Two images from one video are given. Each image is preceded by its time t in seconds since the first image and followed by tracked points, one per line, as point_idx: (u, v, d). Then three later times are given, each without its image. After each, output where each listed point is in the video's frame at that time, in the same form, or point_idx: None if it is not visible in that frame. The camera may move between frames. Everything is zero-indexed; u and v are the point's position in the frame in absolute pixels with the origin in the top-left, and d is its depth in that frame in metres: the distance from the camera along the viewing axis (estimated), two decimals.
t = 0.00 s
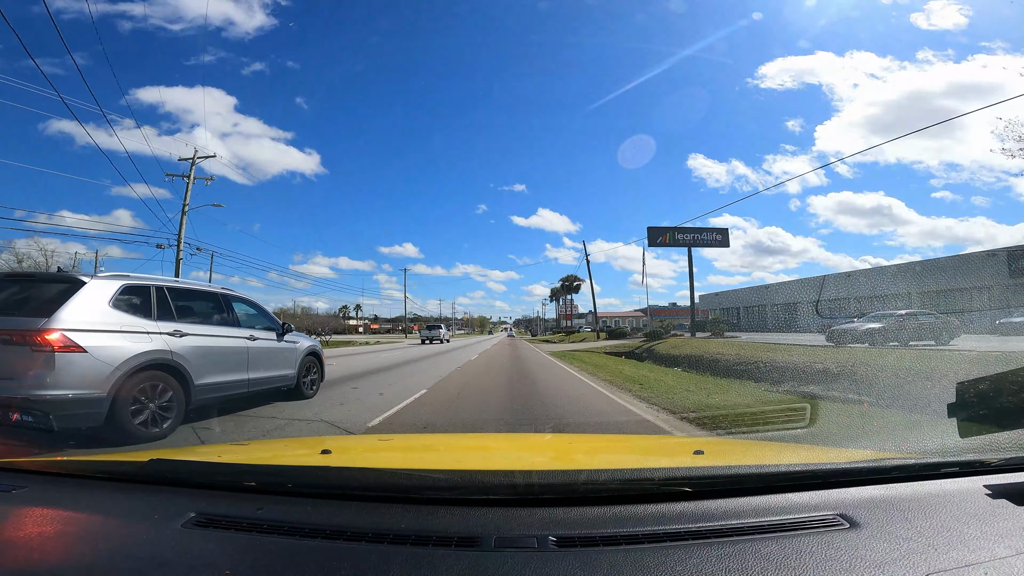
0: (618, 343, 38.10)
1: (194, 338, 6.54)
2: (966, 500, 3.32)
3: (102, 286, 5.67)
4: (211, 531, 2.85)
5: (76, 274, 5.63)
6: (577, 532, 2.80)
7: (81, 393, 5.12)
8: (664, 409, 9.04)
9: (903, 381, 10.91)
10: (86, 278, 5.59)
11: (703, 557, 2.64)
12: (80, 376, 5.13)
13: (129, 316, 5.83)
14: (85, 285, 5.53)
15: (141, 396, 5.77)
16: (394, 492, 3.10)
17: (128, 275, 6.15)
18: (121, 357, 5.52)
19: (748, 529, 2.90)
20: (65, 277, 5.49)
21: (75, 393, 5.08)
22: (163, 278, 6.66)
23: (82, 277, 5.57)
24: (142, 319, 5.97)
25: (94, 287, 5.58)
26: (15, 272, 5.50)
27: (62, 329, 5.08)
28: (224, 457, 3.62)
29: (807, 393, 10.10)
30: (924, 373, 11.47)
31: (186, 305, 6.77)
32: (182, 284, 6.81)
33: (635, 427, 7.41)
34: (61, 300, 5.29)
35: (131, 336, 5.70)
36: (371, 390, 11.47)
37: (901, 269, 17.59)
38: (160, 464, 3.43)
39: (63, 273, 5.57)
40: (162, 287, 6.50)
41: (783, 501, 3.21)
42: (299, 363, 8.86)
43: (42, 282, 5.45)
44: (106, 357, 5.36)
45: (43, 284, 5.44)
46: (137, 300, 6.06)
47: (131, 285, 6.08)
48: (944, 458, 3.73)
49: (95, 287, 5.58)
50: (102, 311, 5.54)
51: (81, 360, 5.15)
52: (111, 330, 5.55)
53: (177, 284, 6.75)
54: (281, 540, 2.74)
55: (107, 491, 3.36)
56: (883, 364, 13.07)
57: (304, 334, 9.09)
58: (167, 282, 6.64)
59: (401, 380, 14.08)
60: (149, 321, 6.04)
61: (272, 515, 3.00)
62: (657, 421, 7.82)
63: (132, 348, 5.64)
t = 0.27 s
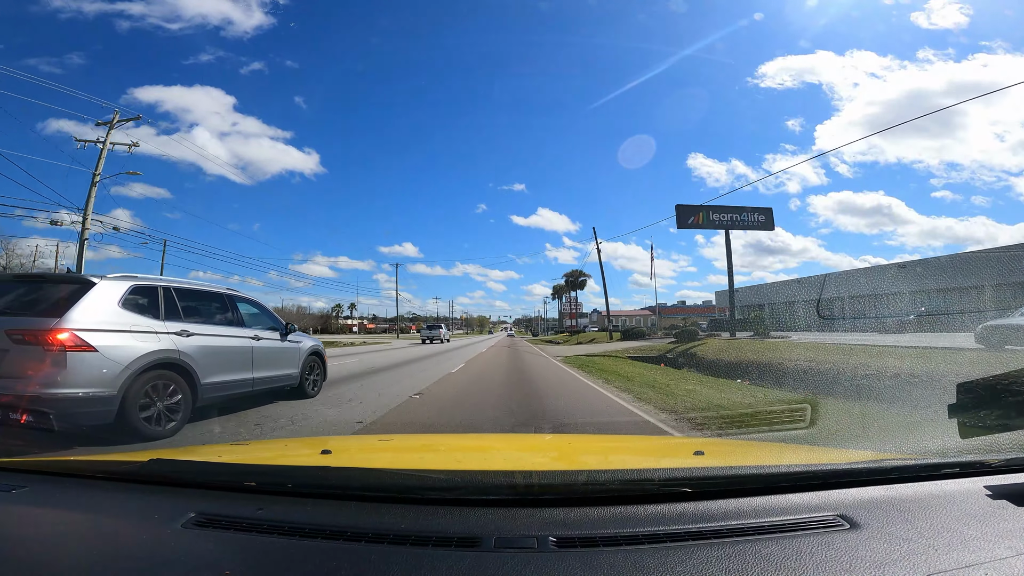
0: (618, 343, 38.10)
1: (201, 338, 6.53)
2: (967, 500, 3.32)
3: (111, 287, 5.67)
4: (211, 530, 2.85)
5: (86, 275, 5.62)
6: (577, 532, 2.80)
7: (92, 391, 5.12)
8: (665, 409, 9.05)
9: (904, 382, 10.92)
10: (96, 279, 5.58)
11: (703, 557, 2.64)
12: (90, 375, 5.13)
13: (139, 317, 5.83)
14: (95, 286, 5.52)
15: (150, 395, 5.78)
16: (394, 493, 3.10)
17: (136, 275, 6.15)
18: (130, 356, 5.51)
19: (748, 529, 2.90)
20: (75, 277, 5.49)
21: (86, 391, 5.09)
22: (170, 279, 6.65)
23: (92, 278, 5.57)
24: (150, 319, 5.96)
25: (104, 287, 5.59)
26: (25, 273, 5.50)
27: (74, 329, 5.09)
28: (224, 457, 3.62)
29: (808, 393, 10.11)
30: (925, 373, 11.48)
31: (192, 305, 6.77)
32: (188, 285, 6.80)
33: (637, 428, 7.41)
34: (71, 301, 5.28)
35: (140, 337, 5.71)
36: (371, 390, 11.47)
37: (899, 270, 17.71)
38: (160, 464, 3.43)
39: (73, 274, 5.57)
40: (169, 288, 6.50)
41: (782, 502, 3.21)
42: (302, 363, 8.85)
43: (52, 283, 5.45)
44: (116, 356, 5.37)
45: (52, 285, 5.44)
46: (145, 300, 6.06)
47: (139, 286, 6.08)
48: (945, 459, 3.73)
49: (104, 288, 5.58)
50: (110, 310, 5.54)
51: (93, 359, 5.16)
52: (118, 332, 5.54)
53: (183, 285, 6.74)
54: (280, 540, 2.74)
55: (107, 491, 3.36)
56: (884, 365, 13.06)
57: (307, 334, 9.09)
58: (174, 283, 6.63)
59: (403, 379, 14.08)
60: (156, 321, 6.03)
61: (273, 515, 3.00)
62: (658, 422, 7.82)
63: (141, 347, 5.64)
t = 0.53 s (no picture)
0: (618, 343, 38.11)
1: (206, 338, 6.53)
2: (966, 500, 3.32)
3: (117, 288, 5.68)
4: (211, 530, 2.85)
5: (93, 276, 5.62)
6: (576, 532, 2.80)
7: (99, 390, 5.12)
8: (665, 409, 9.05)
9: (904, 382, 10.93)
10: (102, 280, 5.58)
11: (704, 557, 2.64)
12: (98, 374, 5.14)
13: (145, 317, 5.84)
14: (102, 287, 5.53)
15: (155, 395, 5.78)
16: (394, 492, 3.10)
17: (142, 276, 6.15)
18: (137, 356, 5.52)
19: (748, 529, 2.90)
20: (82, 278, 5.49)
21: (93, 391, 5.09)
22: (175, 279, 6.65)
23: (99, 279, 5.57)
24: (156, 319, 5.96)
25: (110, 288, 5.59)
26: (32, 274, 5.51)
27: (82, 330, 5.10)
28: (225, 456, 3.62)
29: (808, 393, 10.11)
30: (925, 373, 11.49)
31: (196, 305, 6.77)
32: (192, 285, 6.80)
33: (638, 428, 7.40)
34: (78, 302, 5.28)
35: (146, 337, 5.71)
36: (372, 390, 11.47)
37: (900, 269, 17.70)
38: (161, 464, 3.43)
39: (80, 275, 5.57)
40: (174, 288, 6.50)
41: (782, 502, 3.21)
42: (304, 363, 8.85)
43: (59, 284, 5.46)
44: (123, 356, 5.37)
45: (59, 286, 5.44)
46: (151, 300, 6.06)
47: (145, 286, 6.08)
48: (944, 459, 3.74)
49: (111, 289, 5.58)
50: (116, 310, 5.54)
51: (101, 360, 5.17)
52: (126, 331, 5.54)
53: (188, 285, 6.74)
54: (281, 540, 2.74)
55: (108, 491, 3.36)
56: (885, 364, 13.05)
57: (309, 334, 9.08)
58: (179, 283, 6.63)
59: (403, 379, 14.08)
60: (162, 321, 6.03)
61: (273, 514, 3.00)
62: (658, 422, 7.83)
63: (147, 347, 5.64)
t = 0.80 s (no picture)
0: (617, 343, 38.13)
1: (209, 338, 6.53)
2: (968, 500, 3.32)
3: (121, 288, 5.68)
4: (211, 530, 2.85)
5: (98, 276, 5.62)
6: (577, 533, 2.80)
7: (104, 390, 5.13)
8: (666, 410, 9.06)
9: (905, 382, 10.94)
10: (107, 280, 5.58)
11: (704, 558, 2.64)
12: (103, 373, 5.14)
13: (149, 318, 5.84)
14: (107, 287, 5.53)
15: (159, 394, 5.77)
16: (394, 493, 3.10)
17: (146, 277, 6.15)
18: (142, 356, 5.52)
19: (749, 529, 2.90)
20: (86, 279, 5.49)
21: (98, 390, 5.09)
22: (179, 279, 6.65)
23: (104, 280, 5.57)
24: (160, 320, 5.96)
25: (115, 289, 5.59)
26: (37, 275, 5.51)
27: (87, 330, 5.11)
28: (226, 457, 3.62)
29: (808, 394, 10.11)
30: (925, 374, 11.50)
31: (199, 306, 6.77)
32: (195, 285, 6.80)
33: (640, 428, 7.40)
34: (83, 302, 5.28)
35: (150, 336, 5.71)
36: (373, 390, 11.47)
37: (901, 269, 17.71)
38: (162, 464, 3.43)
39: (85, 275, 5.57)
40: (178, 288, 6.50)
41: (782, 502, 3.21)
42: (306, 363, 8.84)
43: (64, 284, 5.45)
44: (128, 356, 5.37)
45: (64, 286, 5.44)
46: (154, 301, 6.06)
47: (149, 287, 6.08)
48: (945, 459, 3.73)
49: (115, 289, 5.58)
50: (120, 310, 5.54)
51: (106, 359, 5.17)
52: (129, 331, 5.53)
53: (191, 285, 6.74)
54: (280, 540, 2.74)
55: (108, 491, 3.35)
56: (885, 365, 13.05)
57: (311, 334, 9.08)
58: (182, 283, 6.63)
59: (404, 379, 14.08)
60: (166, 321, 6.03)
61: (273, 514, 3.00)
62: (659, 422, 7.83)
63: (151, 347, 5.63)
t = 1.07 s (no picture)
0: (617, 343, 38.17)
1: (211, 338, 6.53)
2: (967, 501, 3.32)
3: (123, 288, 5.68)
4: (210, 530, 2.85)
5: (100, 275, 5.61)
6: (576, 533, 2.80)
7: (105, 389, 5.12)
8: (666, 410, 9.07)
9: (904, 383, 10.95)
10: (109, 280, 5.57)
11: (704, 558, 2.64)
12: (105, 372, 5.13)
13: (151, 317, 5.84)
14: (109, 287, 5.52)
15: (161, 392, 5.77)
16: (393, 493, 3.10)
17: (148, 276, 6.15)
18: (144, 355, 5.52)
19: (748, 530, 2.90)
20: (88, 278, 5.48)
21: (100, 389, 5.08)
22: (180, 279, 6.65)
23: (106, 279, 5.57)
24: (161, 319, 5.96)
25: (117, 288, 5.59)
26: (39, 274, 5.50)
27: (89, 329, 5.11)
28: (226, 456, 3.61)
29: (807, 394, 10.12)
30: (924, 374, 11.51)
31: (201, 305, 6.77)
32: (197, 284, 6.80)
33: (640, 428, 7.39)
34: (85, 302, 5.28)
35: (152, 336, 5.71)
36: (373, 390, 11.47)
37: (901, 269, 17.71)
38: (161, 464, 3.43)
39: (87, 274, 5.57)
40: (179, 288, 6.50)
41: (781, 503, 3.22)
42: (307, 362, 8.84)
43: (66, 283, 5.45)
44: (130, 355, 5.37)
45: (66, 285, 5.43)
46: (156, 300, 6.06)
47: (151, 286, 6.08)
48: (945, 460, 3.74)
49: (117, 288, 5.58)
50: (122, 310, 5.54)
51: (108, 358, 5.16)
52: (131, 330, 5.52)
53: (192, 284, 6.74)
54: (280, 540, 2.74)
55: (106, 491, 3.35)
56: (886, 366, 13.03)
57: (312, 334, 9.08)
58: (183, 283, 6.63)
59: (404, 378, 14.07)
60: (168, 320, 6.03)
61: (273, 514, 3.00)
62: (659, 423, 7.84)
63: (153, 346, 5.63)
